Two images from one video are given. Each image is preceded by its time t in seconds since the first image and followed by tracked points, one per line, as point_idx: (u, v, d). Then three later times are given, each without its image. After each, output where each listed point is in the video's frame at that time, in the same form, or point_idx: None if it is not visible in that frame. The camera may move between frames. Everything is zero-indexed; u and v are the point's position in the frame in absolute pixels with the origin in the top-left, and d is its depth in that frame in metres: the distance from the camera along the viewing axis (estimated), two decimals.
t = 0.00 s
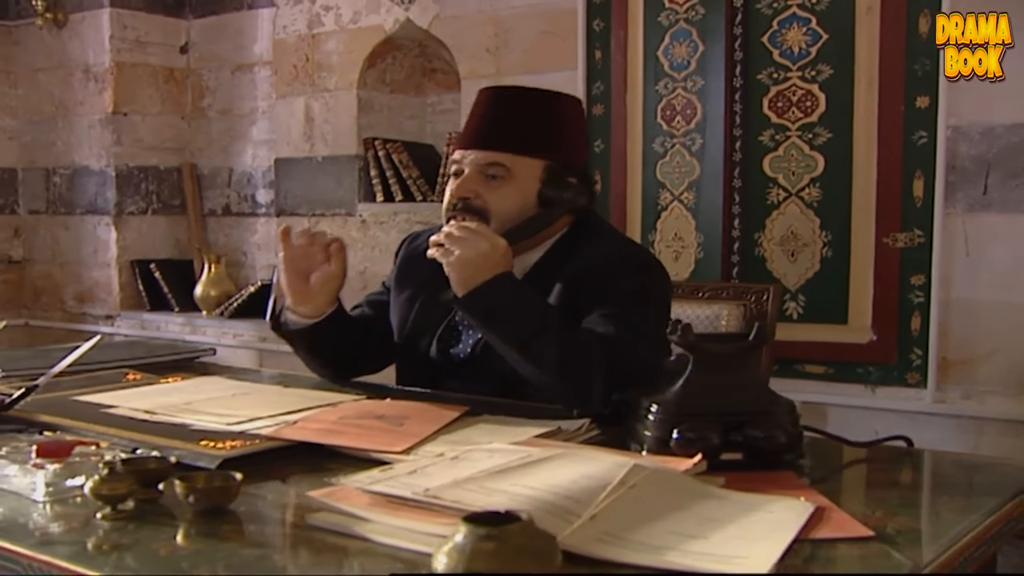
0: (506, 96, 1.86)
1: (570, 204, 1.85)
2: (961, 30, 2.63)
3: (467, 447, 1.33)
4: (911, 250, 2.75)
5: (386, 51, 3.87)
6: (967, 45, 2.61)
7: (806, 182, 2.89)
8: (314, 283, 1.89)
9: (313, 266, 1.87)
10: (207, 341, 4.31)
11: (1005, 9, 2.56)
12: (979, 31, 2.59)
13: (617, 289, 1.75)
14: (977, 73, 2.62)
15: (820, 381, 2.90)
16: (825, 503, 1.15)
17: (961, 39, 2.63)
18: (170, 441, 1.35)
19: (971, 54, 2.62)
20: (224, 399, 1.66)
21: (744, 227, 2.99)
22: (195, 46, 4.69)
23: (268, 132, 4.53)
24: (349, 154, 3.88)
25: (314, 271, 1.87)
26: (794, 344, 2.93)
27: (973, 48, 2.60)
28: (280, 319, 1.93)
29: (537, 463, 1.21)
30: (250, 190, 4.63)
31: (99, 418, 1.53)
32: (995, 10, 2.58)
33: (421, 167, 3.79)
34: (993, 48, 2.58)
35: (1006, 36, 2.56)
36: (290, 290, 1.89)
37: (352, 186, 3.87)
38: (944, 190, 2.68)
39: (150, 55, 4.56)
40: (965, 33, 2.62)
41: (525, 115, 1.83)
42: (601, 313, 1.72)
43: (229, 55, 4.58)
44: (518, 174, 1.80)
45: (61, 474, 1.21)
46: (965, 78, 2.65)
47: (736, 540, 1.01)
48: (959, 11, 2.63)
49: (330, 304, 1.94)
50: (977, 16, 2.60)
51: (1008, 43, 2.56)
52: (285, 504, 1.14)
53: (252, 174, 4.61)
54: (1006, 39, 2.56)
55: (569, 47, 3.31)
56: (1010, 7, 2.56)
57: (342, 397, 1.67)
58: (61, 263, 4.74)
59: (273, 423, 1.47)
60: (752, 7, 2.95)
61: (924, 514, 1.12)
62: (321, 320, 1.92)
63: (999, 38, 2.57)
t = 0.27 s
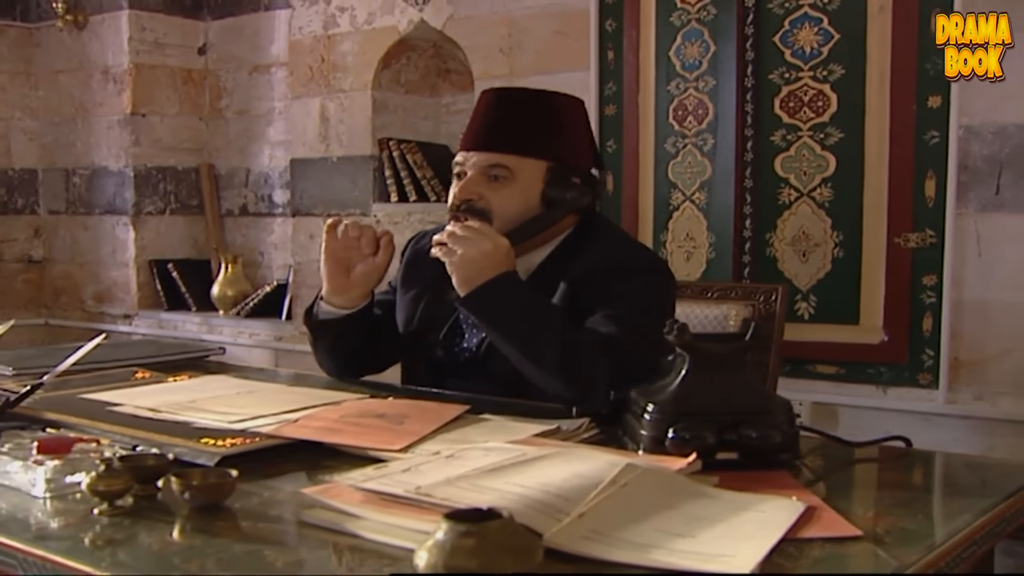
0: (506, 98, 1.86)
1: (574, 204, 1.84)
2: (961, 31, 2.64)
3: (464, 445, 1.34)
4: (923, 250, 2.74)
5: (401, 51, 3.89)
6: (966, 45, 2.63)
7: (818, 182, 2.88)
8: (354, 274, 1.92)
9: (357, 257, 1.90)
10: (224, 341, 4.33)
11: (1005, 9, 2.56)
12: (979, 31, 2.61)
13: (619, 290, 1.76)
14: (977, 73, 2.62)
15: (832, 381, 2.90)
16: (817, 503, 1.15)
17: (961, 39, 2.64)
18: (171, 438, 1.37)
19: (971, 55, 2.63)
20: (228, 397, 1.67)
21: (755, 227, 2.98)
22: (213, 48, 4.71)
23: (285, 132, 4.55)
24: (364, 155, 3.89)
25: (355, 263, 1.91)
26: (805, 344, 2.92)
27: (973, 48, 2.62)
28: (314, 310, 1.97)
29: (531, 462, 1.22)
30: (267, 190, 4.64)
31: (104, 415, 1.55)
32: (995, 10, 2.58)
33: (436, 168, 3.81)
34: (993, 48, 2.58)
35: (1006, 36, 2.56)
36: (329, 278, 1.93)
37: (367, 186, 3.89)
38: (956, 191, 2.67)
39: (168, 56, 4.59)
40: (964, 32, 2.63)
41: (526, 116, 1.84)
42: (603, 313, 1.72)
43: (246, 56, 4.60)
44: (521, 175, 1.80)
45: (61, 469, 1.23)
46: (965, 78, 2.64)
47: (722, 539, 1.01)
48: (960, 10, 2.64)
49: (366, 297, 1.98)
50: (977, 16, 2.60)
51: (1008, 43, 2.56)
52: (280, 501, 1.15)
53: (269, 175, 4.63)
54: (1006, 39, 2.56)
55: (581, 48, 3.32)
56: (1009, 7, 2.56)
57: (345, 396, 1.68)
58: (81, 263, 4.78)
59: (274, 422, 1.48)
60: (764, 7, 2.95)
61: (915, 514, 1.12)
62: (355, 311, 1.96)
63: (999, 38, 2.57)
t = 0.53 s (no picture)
0: (491, 104, 1.93)
1: (566, 204, 1.90)
2: (961, 30, 2.65)
3: (466, 444, 1.34)
4: (938, 250, 2.73)
5: (419, 52, 3.90)
6: (967, 45, 2.64)
7: (833, 182, 2.87)
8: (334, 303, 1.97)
9: (336, 285, 1.95)
10: (244, 340, 4.36)
11: (1006, 9, 2.57)
12: (979, 32, 2.60)
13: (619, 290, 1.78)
14: (977, 73, 2.63)
15: (847, 382, 2.89)
16: (814, 503, 1.16)
17: (961, 39, 2.65)
18: (177, 436, 1.38)
19: (972, 54, 2.63)
20: (237, 396, 1.69)
21: (771, 227, 2.97)
22: (234, 49, 4.74)
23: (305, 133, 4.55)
24: (382, 155, 3.91)
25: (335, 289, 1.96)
26: (820, 344, 2.91)
27: (973, 48, 2.62)
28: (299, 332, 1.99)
29: (530, 460, 1.23)
30: (287, 190, 4.65)
31: (114, 413, 1.57)
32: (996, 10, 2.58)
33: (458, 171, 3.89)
34: (994, 48, 2.59)
35: (1006, 36, 2.57)
36: (311, 307, 1.97)
37: (385, 186, 3.91)
38: (972, 191, 2.65)
39: (190, 57, 4.62)
40: (964, 32, 2.63)
41: (511, 120, 1.90)
42: (604, 313, 1.74)
43: (267, 57, 4.63)
44: (508, 180, 1.87)
45: (67, 465, 1.24)
46: (965, 78, 2.65)
47: (716, 538, 1.02)
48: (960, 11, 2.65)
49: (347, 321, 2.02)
50: (977, 16, 2.59)
51: (1008, 43, 2.57)
52: (280, 498, 1.17)
53: (289, 175, 4.64)
54: (1006, 39, 2.57)
55: (597, 48, 3.33)
56: (1010, 7, 2.56)
57: (351, 396, 1.70)
58: (104, 263, 4.82)
59: (280, 420, 1.49)
60: (780, 7, 2.94)
61: (910, 514, 1.12)
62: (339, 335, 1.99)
63: (999, 38, 2.58)
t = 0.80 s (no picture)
0: (521, 99, 1.92)
1: (586, 204, 1.88)
2: (961, 30, 2.66)
3: (467, 443, 1.35)
4: (952, 251, 2.71)
5: (435, 53, 3.92)
6: (967, 45, 2.64)
7: (846, 183, 2.86)
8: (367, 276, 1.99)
9: (371, 259, 1.97)
10: (261, 340, 4.39)
11: (1005, 9, 2.57)
12: (979, 32, 2.61)
13: (629, 290, 1.78)
14: (978, 73, 2.63)
15: (860, 382, 2.88)
16: (810, 502, 1.16)
17: (960, 39, 2.65)
18: (182, 434, 1.40)
19: (972, 55, 2.63)
20: (244, 395, 1.70)
21: (783, 228, 2.97)
22: (252, 50, 4.76)
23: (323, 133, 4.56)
24: (398, 156, 3.92)
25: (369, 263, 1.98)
26: (832, 344, 2.91)
27: (973, 48, 2.62)
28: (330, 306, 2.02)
29: (528, 459, 1.24)
30: (305, 191, 4.67)
31: (122, 411, 1.59)
32: (996, 10, 2.58)
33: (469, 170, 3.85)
34: (993, 48, 2.59)
35: (1005, 36, 2.57)
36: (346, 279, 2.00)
37: (401, 187, 3.92)
38: (985, 191, 2.64)
39: (208, 59, 4.65)
40: (964, 33, 2.64)
41: (539, 116, 1.88)
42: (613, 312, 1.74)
43: (284, 58, 4.65)
44: (532, 176, 1.84)
45: (72, 462, 1.26)
46: (965, 78, 2.67)
47: (708, 537, 1.02)
48: (959, 11, 2.66)
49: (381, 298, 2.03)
50: (978, 17, 2.61)
51: (1008, 43, 2.57)
52: (279, 495, 1.18)
53: (307, 176, 4.66)
54: (1006, 39, 2.57)
55: (611, 49, 3.33)
56: (1009, 7, 2.56)
57: (358, 395, 1.71)
58: (123, 263, 4.86)
59: (285, 418, 1.51)
60: (793, 7, 2.93)
61: (907, 514, 1.12)
62: (370, 310, 2.01)
63: (999, 38, 2.58)
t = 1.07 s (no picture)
0: (520, 105, 2.04)
1: (589, 203, 1.99)
2: (962, 30, 2.67)
3: (471, 442, 1.36)
4: (969, 251, 2.70)
5: (454, 54, 3.93)
6: (967, 45, 2.66)
7: (863, 183, 2.86)
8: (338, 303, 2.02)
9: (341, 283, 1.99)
10: (281, 340, 4.41)
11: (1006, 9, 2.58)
12: (979, 32, 2.63)
13: (635, 291, 1.87)
14: (978, 73, 2.65)
15: (876, 384, 2.87)
16: (810, 503, 1.16)
17: (961, 39, 2.67)
18: (191, 432, 1.42)
19: (972, 55, 2.66)
20: (255, 393, 1.72)
21: (800, 229, 2.96)
22: (273, 51, 4.79)
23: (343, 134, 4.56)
24: (417, 156, 3.94)
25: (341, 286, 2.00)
26: (847, 345, 2.90)
27: (974, 48, 2.64)
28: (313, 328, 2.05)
29: (530, 459, 1.24)
30: (325, 191, 4.69)
31: (134, 409, 1.60)
32: (996, 10, 2.60)
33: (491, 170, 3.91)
34: (993, 48, 2.60)
35: (1006, 36, 2.58)
36: (320, 310, 2.04)
37: (420, 187, 3.94)
38: (1003, 191, 2.62)
39: (230, 60, 4.67)
40: (965, 32, 2.66)
41: (540, 121, 2.01)
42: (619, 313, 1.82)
43: (305, 60, 4.66)
44: (536, 179, 1.97)
45: (80, 459, 1.28)
46: (965, 78, 2.68)
47: (705, 536, 1.03)
48: (960, 11, 2.67)
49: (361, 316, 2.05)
50: (977, 16, 2.63)
51: (1008, 43, 2.58)
52: (283, 493, 1.20)
53: (328, 176, 4.67)
54: (1006, 39, 2.58)
55: (628, 49, 3.33)
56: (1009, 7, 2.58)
57: (368, 394, 1.72)
58: (145, 263, 4.90)
59: (293, 417, 1.52)
60: (810, 7, 2.92)
61: (906, 514, 1.12)
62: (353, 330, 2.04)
63: (999, 38, 2.59)
